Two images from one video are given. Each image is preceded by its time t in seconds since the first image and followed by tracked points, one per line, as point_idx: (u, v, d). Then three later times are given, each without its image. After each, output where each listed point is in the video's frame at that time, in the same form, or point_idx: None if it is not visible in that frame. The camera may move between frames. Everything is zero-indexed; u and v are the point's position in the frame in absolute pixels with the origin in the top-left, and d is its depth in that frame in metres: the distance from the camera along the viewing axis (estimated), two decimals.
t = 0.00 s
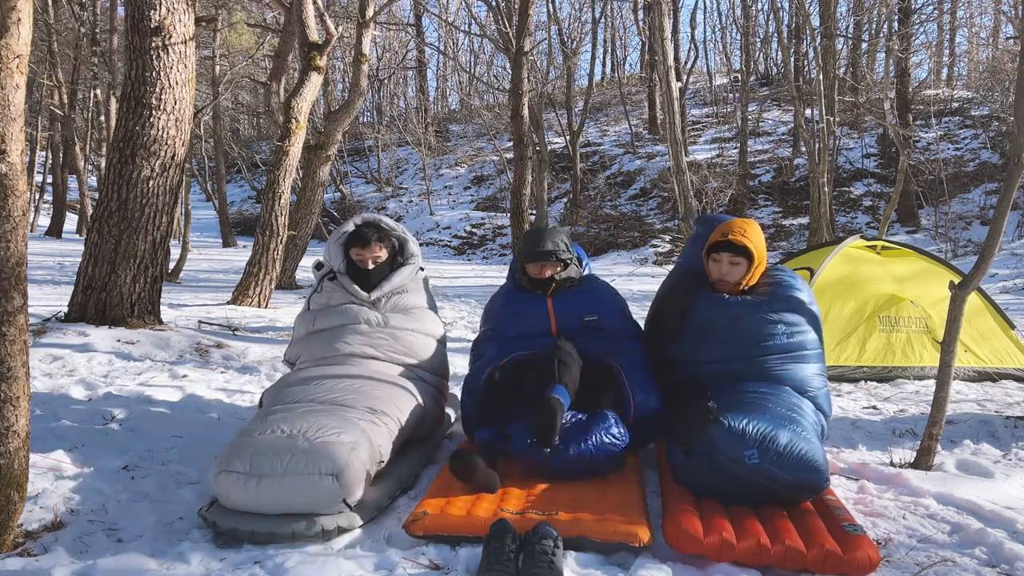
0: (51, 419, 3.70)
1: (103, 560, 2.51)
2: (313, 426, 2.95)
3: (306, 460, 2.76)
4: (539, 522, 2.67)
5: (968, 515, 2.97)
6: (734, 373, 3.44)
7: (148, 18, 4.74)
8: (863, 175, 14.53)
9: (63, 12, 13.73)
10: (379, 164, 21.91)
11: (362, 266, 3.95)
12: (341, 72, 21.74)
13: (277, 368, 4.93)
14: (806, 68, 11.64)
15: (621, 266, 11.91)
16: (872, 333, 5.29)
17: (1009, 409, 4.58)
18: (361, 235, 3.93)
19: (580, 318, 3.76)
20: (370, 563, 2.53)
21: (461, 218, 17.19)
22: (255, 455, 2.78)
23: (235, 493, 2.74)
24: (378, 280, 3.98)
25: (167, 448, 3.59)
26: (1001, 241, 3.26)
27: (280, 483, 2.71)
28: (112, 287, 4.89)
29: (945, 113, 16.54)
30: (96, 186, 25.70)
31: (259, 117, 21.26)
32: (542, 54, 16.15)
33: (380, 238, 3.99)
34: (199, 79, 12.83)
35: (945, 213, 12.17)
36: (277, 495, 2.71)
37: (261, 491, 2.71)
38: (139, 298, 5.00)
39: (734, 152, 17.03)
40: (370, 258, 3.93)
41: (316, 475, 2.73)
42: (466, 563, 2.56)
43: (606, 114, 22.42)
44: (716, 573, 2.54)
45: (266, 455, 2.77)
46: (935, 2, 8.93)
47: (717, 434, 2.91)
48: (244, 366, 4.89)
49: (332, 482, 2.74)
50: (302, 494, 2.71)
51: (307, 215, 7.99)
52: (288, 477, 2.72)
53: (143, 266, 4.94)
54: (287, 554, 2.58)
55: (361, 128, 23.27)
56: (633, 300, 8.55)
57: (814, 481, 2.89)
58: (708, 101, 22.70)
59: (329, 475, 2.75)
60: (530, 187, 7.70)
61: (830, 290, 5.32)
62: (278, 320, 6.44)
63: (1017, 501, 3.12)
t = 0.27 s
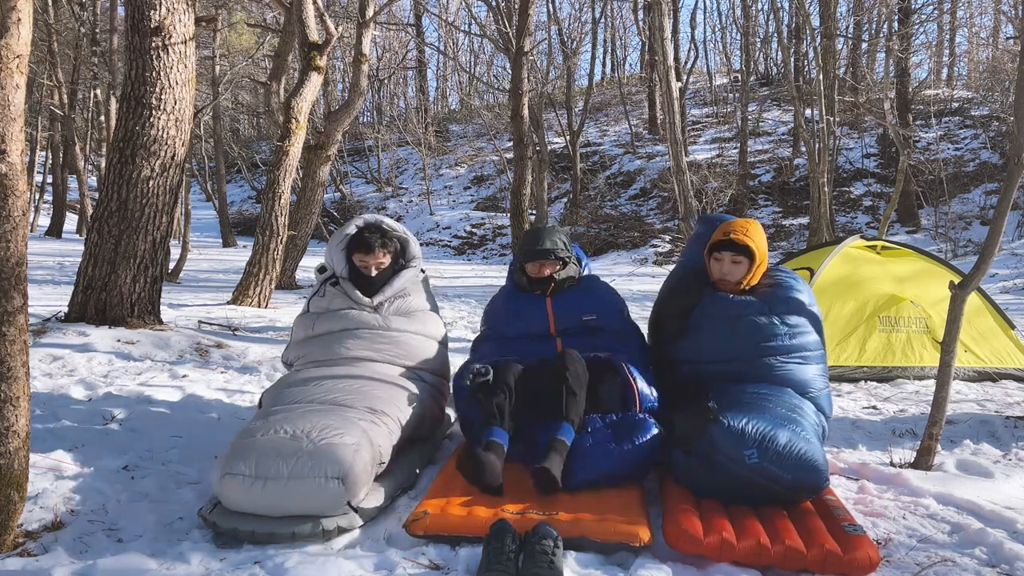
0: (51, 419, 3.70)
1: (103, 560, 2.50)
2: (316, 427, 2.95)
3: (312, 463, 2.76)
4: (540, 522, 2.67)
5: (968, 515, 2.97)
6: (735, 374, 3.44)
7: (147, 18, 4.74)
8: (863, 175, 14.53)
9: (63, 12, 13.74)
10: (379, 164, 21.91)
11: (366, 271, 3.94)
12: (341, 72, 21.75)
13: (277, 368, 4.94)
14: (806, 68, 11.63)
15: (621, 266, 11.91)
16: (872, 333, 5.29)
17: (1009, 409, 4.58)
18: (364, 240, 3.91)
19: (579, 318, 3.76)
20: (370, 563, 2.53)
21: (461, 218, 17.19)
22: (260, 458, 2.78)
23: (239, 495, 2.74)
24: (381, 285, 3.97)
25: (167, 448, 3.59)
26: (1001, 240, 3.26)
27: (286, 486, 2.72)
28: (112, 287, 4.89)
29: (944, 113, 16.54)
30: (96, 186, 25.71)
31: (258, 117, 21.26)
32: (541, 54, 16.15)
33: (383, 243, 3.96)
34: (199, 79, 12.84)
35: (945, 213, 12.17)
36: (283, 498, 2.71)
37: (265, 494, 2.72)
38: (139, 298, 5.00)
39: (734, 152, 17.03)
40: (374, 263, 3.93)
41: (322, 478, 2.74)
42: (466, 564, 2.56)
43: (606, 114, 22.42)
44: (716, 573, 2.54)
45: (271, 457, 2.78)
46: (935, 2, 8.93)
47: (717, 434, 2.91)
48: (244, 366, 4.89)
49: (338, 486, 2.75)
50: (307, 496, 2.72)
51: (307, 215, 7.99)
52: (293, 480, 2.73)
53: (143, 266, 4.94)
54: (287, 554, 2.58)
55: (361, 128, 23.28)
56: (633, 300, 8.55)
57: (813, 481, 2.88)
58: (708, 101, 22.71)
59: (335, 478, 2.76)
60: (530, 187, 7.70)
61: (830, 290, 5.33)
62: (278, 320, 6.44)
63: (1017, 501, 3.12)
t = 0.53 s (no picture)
0: (51, 419, 3.70)
1: (103, 560, 2.50)
2: (316, 427, 2.95)
3: (312, 464, 2.76)
4: (539, 522, 2.67)
5: (968, 515, 2.97)
6: (736, 374, 3.44)
7: (148, 18, 4.74)
8: (863, 175, 14.52)
9: (63, 12, 13.74)
10: (379, 164, 21.92)
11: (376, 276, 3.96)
12: (341, 72, 21.76)
13: (277, 368, 4.94)
14: (806, 68, 11.63)
15: (621, 266, 11.92)
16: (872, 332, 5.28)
17: (1009, 409, 4.58)
18: (377, 246, 3.93)
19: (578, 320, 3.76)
20: (370, 563, 2.53)
21: (461, 218, 17.19)
22: (260, 458, 2.78)
23: (239, 496, 2.74)
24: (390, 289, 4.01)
25: (167, 447, 3.59)
26: (1001, 240, 3.26)
27: (287, 487, 2.72)
28: (112, 287, 4.89)
29: (945, 113, 16.53)
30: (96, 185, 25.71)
31: (258, 117, 21.28)
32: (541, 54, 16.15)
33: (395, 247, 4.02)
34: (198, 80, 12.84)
35: (945, 213, 12.17)
36: (283, 498, 2.71)
37: (266, 496, 2.72)
38: (139, 298, 4.99)
39: (734, 152, 17.03)
40: (387, 269, 3.97)
41: (323, 479, 2.74)
42: (466, 563, 2.56)
43: (606, 114, 22.42)
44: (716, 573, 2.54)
45: (272, 457, 2.78)
46: (935, 2, 8.93)
47: (716, 434, 2.91)
48: (244, 366, 4.89)
49: (339, 486, 2.75)
50: (308, 497, 2.72)
51: (307, 215, 8.00)
52: (293, 481, 2.73)
53: (143, 266, 4.94)
54: (287, 554, 2.58)
55: (361, 128, 23.27)
56: (632, 300, 8.55)
57: (812, 482, 2.88)
58: (709, 101, 22.70)
59: (335, 478, 2.76)
60: (530, 187, 7.70)
61: (830, 289, 5.33)
62: (278, 320, 6.44)
63: (1017, 501, 3.12)
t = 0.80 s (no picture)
0: (51, 419, 3.70)
1: (103, 560, 2.50)
2: (317, 427, 2.94)
3: (313, 464, 2.76)
4: (540, 522, 2.67)
5: (968, 515, 2.97)
6: (734, 373, 3.44)
7: (148, 18, 4.74)
8: (863, 175, 14.52)
9: (63, 12, 13.74)
10: (379, 164, 21.92)
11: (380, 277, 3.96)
12: (341, 72, 21.76)
13: (277, 368, 4.94)
14: (806, 68, 11.62)
15: (621, 266, 11.92)
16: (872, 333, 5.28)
17: (1009, 409, 4.58)
18: (382, 249, 3.92)
19: (579, 324, 3.73)
20: (370, 563, 2.53)
21: (461, 218, 17.20)
22: (261, 458, 2.78)
23: (239, 497, 2.74)
24: (394, 291, 4.01)
25: (167, 448, 3.59)
26: (1001, 240, 3.26)
27: (287, 487, 2.72)
28: (112, 287, 4.89)
29: (945, 113, 16.53)
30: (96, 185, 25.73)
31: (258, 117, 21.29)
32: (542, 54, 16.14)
33: (399, 250, 4.00)
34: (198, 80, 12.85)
35: (945, 213, 12.17)
36: (284, 498, 2.71)
37: (266, 496, 2.72)
38: (139, 298, 4.99)
39: (734, 152, 17.03)
40: (392, 272, 3.96)
41: (323, 480, 2.74)
42: (466, 564, 2.56)
43: (606, 114, 22.42)
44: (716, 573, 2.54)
45: (273, 457, 2.78)
46: (935, 3, 8.93)
47: (717, 437, 2.91)
48: (244, 366, 4.89)
49: (339, 487, 2.75)
50: (308, 497, 2.72)
51: (307, 215, 8.00)
52: (293, 481, 2.73)
53: (143, 266, 4.94)
54: (287, 554, 2.58)
55: (361, 128, 23.28)
56: (632, 300, 8.55)
57: (812, 483, 2.89)
58: (709, 101, 22.71)
59: (336, 479, 2.76)
60: (530, 187, 7.70)
61: (830, 289, 5.33)
62: (278, 320, 6.44)
63: (1017, 501, 3.12)
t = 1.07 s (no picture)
0: (51, 419, 3.70)
1: (103, 560, 2.50)
2: (317, 427, 2.94)
3: (313, 464, 2.76)
4: (540, 522, 2.67)
5: (968, 515, 2.97)
6: (734, 373, 3.44)
7: (148, 18, 4.74)
8: (863, 175, 14.52)
9: (63, 12, 13.74)
10: (379, 164, 21.92)
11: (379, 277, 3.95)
12: (341, 72, 21.76)
13: (277, 368, 4.94)
14: (806, 68, 11.62)
15: (621, 266, 11.92)
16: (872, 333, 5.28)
17: (1009, 409, 4.58)
18: (381, 248, 3.91)
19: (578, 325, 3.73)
20: (370, 563, 2.53)
21: (461, 218, 17.20)
22: (261, 458, 2.78)
23: (239, 496, 2.74)
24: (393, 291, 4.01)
25: (167, 448, 3.59)
26: (1001, 240, 3.26)
27: (287, 487, 2.72)
28: (112, 287, 4.89)
29: (945, 113, 16.53)
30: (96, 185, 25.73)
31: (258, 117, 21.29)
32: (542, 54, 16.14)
33: (399, 249, 3.99)
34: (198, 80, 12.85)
35: (945, 213, 12.17)
36: (284, 499, 2.71)
37: (267, 495, 2.72)
38: (139, 298, 4.99)
39: (734, 152, 17.04)
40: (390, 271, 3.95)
41: (323, 479, 2.74)
42: (466, 564, 2.56)
43: (606, 114, 22.43)
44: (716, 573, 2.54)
45: (272, 457, 2.78)
46: (935, 2, 8.93)
47: (716, 439, 2.91)
48: (244, 366, 4.89)
49: (339, 487, 2.75)
50: (308, 497, 2.72)
51: (307, 215, 8.00)
52: (293, 480, 2.73)
53: (143, 266, 4.94)
54: (288, 554, 2.58)
55: (361, 128, 23.28)
56: (632, 300, 8.55)
57: (812, 484, 2.89)
58: (709, 101, 22.71)
59: (336, 478, 2.76)
60: (530, 187, 7.70)
61: (830, 289, 5.32)
62: (278, 320, 6.44)
63: (1017, 501, 3.12)
